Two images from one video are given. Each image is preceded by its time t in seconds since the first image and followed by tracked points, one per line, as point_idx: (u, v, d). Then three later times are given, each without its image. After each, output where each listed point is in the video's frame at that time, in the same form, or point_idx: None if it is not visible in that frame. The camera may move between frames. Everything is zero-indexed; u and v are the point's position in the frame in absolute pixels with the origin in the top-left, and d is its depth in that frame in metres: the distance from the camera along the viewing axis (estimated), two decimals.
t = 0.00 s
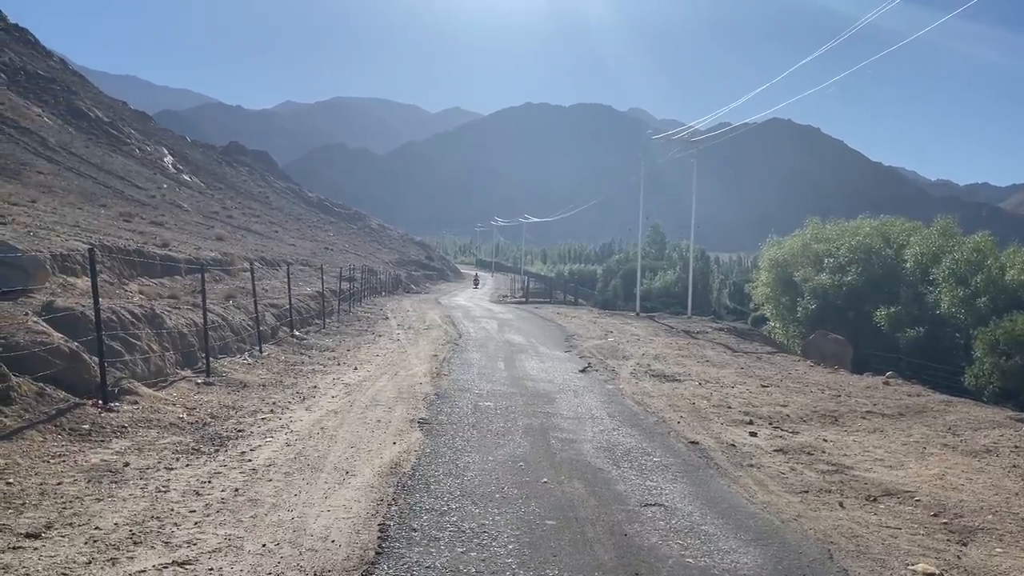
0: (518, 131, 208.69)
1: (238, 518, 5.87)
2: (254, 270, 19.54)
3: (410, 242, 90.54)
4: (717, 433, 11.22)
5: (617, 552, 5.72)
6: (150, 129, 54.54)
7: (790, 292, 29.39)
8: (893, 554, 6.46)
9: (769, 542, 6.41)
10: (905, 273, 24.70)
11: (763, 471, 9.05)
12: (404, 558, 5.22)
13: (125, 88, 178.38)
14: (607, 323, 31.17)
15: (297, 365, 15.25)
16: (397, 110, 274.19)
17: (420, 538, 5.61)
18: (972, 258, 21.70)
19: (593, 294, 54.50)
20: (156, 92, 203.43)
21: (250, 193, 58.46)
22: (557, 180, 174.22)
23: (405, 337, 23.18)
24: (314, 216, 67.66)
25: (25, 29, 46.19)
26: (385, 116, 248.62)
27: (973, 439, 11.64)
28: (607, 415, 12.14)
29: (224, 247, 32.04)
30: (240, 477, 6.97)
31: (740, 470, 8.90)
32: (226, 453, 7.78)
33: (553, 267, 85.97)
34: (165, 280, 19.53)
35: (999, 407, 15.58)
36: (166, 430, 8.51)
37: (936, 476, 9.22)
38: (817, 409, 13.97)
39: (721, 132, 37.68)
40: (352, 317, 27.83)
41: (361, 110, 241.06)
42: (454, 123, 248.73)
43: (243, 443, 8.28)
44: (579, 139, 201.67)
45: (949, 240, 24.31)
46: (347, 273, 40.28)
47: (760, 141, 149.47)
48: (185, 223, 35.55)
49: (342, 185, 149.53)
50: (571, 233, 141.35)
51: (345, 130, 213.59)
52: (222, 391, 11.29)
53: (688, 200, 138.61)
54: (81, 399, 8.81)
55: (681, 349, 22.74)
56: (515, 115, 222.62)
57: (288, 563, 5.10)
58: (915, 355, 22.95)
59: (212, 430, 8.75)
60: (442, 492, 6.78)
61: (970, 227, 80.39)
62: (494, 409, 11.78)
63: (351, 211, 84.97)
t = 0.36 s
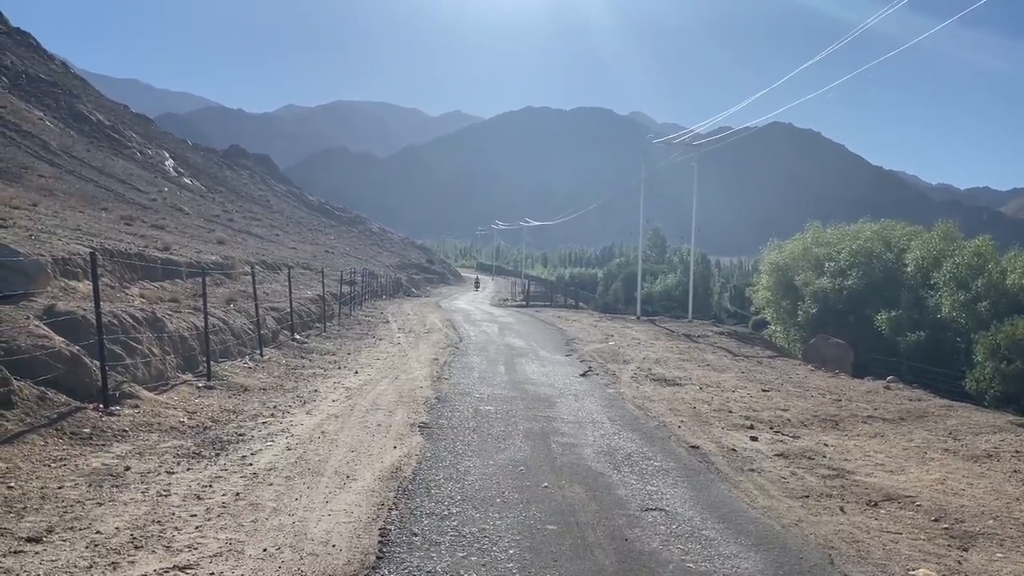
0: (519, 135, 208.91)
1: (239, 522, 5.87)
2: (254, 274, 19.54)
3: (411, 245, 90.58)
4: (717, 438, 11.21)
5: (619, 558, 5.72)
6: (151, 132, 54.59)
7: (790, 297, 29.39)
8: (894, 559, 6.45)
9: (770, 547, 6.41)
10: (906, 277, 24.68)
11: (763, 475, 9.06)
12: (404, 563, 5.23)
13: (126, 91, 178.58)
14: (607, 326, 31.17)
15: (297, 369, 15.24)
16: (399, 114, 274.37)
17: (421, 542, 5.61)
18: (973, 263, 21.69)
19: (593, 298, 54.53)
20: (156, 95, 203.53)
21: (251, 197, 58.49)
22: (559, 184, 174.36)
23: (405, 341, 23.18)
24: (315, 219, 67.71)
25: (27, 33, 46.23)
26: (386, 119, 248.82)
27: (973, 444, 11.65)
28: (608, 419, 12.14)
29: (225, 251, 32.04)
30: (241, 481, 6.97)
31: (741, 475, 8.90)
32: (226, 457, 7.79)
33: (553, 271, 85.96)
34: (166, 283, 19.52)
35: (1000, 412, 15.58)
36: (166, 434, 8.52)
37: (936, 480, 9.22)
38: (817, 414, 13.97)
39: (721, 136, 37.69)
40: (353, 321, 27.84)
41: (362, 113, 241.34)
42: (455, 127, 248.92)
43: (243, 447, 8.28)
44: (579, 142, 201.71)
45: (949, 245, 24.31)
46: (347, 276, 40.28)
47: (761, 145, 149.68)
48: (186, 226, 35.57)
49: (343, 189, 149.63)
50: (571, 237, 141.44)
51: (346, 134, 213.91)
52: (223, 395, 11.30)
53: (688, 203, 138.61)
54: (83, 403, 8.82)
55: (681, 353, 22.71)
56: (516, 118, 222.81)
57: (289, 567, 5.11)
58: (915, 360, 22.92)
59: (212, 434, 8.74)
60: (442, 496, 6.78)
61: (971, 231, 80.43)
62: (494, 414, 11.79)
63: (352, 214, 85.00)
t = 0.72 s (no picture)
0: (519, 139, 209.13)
1: (239, 527, 5.88)
2: (253, 278, 19.54)
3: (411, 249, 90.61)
4: (717, 442, 11.21)
5: (619, 562, 5.73)
6: (150, 136, 54.62)
7: (790, 300, 29.39)
8: (894, 563, 6.45)
9: (770, 551, 6.42)
10: (905, 280, 24.70)
11: (763, 479, 9.06)
12: (405, 567, 5.24)
13: (125, 96, 178.73)
14: (607, 330, 31.18)
15: (297, 373, 15.26)
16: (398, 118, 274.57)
17: (421, 547, 5.62)
18: (973, 266, 21.72)
19: (593, 301, 54.52)
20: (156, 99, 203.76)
21: (251, 201, 58.52)
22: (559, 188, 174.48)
23: (405, 345, 23.17)
24: (315, 224, 67.73)
25: (26, 37, 46.28)
26: (386, 123, 248.94)
27: (973, 448, 11.65)
28: (608, 423, 12.14)
29: (224, 255, 32.04)
30: (241, 486, 6.98)
31: (741, 479, 8.91)
32: (227, 462, 7.81)
33: (553, 274, 85.95)
34: (166, 288, 19.54)
35: (1000, 415, 15.56)
36: (166, 439, 8.52)
37: (937, 484, 9.22)
38: (817, 418, 13.96)
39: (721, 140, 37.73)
40: (352, 325, 27.83)
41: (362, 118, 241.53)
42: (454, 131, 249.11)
43: (243, 451, 8.29)
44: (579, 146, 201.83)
45: (949, 248, 24.33)
46: (347, 280, 40.30)
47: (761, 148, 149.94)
48: (186, 231, 35.57)
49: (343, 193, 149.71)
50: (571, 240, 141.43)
51: (346, 138, 214.07)
52: (224, 400, 11.31)
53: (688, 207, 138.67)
54: (83, 408, 8.82)
55: (681, 357, 22.70)
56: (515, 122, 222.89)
57: (290, 572, 5.12)
58: (915, 363, 22.90)
59: (212, 439, 8.73)
60: (442, 501, 6.79)
61: (971, 233, 80.47)
62: (494, 418, 11.80)
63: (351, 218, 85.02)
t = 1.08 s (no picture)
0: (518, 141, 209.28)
1: (237, 530, 5.87)
2: (251, 282, 19.52)
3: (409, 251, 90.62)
4: (716, 444, 11.20)
5: (617, 564, 5.73)
6: (149, 139, 54.59)
7: (789, 302, 29.39)
8: (891, 565, 6.45)
9: (768, 553, 6.43)
10: (904, 282, 24.72)
11: (762, 481, 9.07)
12: (403, 570, 5.24)
13: (124, 99, 178.76)
14: (606, 332, 31.17)
15: (295, 375, 15.28)
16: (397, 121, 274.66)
17: (419, 549, 5.62)
18: (971, 268, 21.74)
19: (592, 303, 54.50)
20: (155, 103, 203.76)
21: (249, 203, 58.51)
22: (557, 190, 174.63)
23: (403, 348, 23.15)
24: (313, 226, 67.73)
25: (24, 41, 46.31)
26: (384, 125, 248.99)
27: (972, 449, 11.66)
28: (607, 425, 12.15)
29: (222, 258, 32.04)
30: (239, 489, 6.98)
31: (739, 481, 8.91)
32: (225, 465, 7.81)
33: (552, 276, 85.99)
34: (164, 291, 19.52)
35: (999, 417, 15.58)
36: (164, 442, 8.51)
37: (934, 486, 9.23)
38: (816, 419, 13.96)
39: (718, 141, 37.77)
40: (351, 327, 27.83)
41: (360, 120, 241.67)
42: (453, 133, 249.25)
43: (241, 454, 8.29)
44: (577, 148, 201.90)
45: (946, 249, 24.34)
46: (345, 283, 40.31)
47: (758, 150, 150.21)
48: (184, 234, 35.55)
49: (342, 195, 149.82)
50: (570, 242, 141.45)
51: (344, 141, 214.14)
52: (222, 403, 11.29)
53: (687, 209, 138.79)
54: (81, 411, 8.82)
55: (679, 359, 22.71)
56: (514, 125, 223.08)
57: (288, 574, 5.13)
58: (914, 364, 22.89)
59: (210, 442, 8.72)
60: (440, 504, 6.79)
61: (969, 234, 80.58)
62: (493, 420, 11.79)
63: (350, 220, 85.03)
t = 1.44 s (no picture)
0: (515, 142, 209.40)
1: (234, 532, 5.87)
2: (248, 283, 19.51)
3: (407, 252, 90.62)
4: (713, 444, 11.21)
5: (615, 564, 5.74)
6: (146, 141, 54.54)
7: (786, 302, 29.42)
8: (888, 564, 6.46)
9: (766, 552, 6.44)
10: (900, 281, 24.76)
11: (759, 481, 9.08)
12: (401, 571, 5.24)
13: (122, 100, 178.59)
14: (604, 333, 31.21)
15: (293, 377, 15.26)
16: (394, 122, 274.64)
17: (417, 550, 5.62)
18: (967, 268, 21.78)
19: (590, 303, 54.51)
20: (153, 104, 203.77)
21: (246, 205, 58.48)
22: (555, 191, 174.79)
23: (401, 349, 23.17)
24: (311, 227, 67.74)
25: (21, 43, 46.27)
26: (382, 126, 248.93)
27: (969, 448, 11.67)
28: (604, 426, 12.15)
29: (219, 259, 32.03)
30: (237, 490, 6.98)
31: (737, 481, 8.93)
32: (223, 466, 7.80)
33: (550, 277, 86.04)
34: (161, 292, 19.51)
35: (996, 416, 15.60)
36: (161, 443, 8.50)
37: (931, 485, 9.25)
38: (813, 419, 13.97)
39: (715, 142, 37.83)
40: (349, 329, 27.84)
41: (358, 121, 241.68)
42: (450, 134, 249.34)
43: (238, 456, 8.28)
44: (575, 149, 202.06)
45: (943, 249, 24.37)
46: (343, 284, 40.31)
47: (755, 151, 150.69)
48: (182, 235, 35.52)
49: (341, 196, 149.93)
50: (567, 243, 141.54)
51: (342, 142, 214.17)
52: (220, 404, 11.28)
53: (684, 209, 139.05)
54: (78, 413, 8.80)
55: (676, 359, 22.74)
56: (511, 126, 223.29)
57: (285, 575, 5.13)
58: (912, 364, 22.90)
59: (207, 444, 8.71)
60: (438, 504, 6.79)
61: (965, 233, 80.73)
62: (490, 421, 11.78)
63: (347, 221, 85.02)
